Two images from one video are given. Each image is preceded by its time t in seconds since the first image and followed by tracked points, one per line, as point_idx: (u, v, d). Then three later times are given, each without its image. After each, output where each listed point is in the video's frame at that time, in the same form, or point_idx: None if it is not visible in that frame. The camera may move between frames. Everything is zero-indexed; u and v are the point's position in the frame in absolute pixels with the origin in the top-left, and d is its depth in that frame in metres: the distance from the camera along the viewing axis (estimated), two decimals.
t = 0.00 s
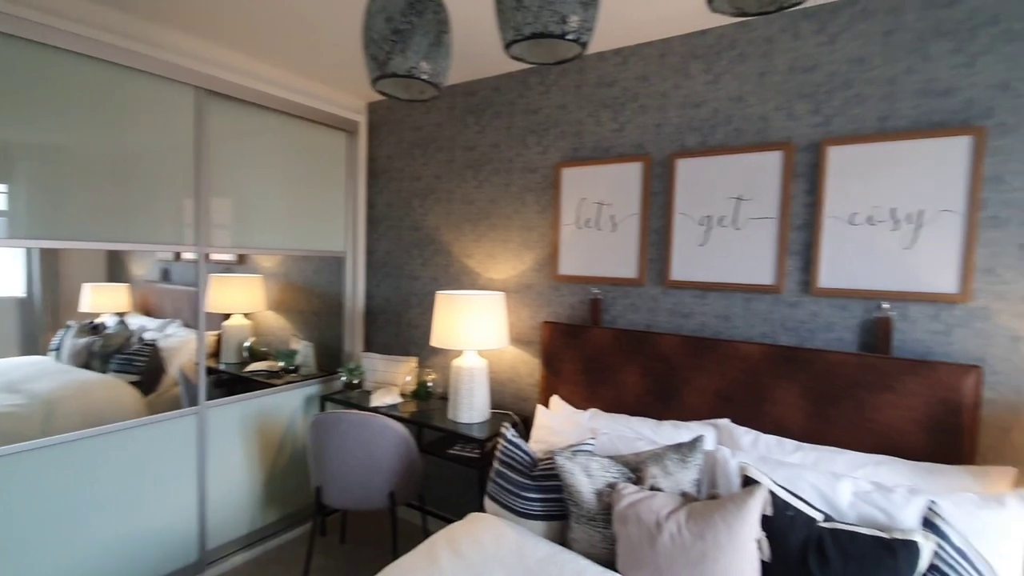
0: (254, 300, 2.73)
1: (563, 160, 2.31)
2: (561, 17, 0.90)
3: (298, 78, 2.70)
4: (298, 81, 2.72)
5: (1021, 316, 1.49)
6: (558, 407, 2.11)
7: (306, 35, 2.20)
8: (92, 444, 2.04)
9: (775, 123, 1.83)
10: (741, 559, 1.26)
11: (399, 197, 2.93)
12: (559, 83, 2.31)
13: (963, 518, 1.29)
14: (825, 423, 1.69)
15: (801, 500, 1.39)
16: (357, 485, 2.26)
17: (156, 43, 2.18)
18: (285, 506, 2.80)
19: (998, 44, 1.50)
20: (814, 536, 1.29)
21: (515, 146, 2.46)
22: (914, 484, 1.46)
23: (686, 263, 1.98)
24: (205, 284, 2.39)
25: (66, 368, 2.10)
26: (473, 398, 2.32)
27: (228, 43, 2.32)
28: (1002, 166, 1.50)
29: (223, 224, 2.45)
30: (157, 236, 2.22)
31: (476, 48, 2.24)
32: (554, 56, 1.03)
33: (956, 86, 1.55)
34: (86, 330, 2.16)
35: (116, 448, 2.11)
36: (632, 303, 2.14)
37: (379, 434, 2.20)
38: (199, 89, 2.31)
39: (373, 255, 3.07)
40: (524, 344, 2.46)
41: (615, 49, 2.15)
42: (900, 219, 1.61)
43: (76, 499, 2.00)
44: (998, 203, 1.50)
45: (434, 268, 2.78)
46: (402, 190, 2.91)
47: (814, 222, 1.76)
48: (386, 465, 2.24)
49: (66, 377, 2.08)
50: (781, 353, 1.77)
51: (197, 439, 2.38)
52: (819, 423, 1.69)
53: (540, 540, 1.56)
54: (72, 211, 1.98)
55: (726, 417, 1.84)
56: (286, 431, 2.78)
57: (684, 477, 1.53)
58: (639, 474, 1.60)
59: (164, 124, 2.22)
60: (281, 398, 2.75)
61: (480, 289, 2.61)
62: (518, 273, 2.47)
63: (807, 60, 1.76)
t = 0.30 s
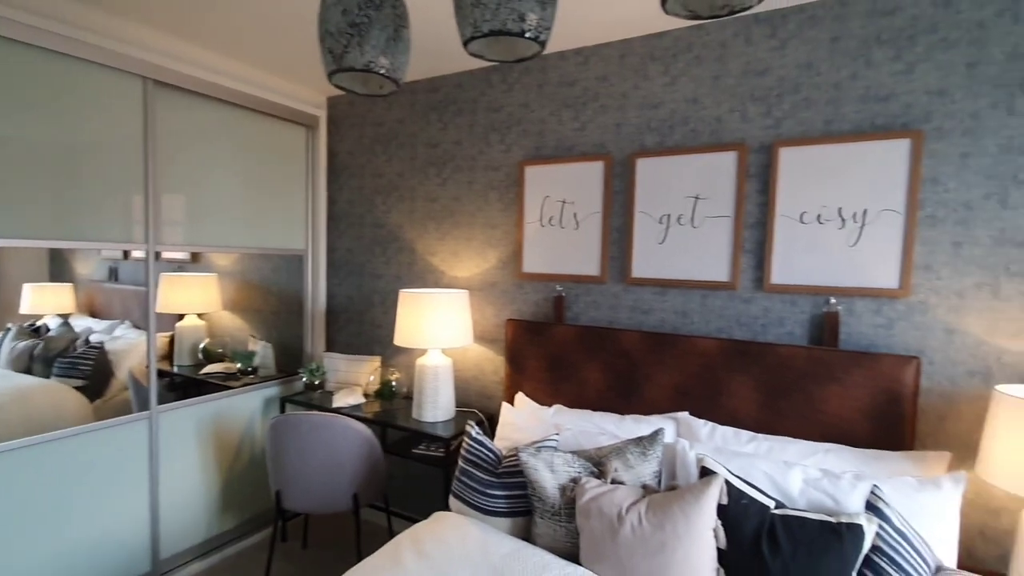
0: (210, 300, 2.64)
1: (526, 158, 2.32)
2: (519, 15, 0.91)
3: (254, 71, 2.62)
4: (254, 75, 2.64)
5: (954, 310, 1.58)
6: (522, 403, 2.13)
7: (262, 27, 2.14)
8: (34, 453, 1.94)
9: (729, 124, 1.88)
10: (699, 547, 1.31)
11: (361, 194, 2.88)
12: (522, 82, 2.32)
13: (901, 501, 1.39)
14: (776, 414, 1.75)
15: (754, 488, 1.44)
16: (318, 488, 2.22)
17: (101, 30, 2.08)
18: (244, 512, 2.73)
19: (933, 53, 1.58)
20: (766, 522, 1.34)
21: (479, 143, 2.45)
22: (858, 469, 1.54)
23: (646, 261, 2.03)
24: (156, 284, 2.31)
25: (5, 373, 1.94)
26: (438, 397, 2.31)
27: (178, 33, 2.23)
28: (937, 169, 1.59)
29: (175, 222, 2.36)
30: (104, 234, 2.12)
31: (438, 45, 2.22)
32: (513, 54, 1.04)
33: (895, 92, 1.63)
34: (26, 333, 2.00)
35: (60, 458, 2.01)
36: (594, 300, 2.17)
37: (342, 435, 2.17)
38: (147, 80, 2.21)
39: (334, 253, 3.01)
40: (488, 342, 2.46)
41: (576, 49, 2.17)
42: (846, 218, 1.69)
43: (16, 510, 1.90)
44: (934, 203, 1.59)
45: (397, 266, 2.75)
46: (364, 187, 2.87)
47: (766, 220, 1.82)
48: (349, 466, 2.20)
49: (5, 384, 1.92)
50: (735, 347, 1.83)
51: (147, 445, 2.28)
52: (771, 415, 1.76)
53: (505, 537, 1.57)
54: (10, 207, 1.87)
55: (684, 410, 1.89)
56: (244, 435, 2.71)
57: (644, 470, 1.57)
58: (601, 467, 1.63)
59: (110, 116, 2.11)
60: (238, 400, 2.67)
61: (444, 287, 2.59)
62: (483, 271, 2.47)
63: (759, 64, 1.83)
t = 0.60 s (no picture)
0: (180, 302, 2.57)
1: (503, 156, 2.33)
2: (493, 13, 0.91)
3: (225, 67, 2.56)
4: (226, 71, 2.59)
5: (917, 304, 1.64)
6: (502, 401, 2.13)
7: (232, 23, 2.09)
8: None
9: (702, 124, 1.91)
10: (675, 540, 1.33)
11: (336, 193, 2.85)
12: (498, 80, 2.32)
13: (868, 490, 1.43)
14: (750, 408, 1.79)
15: (728, 481, 1.47)
16: (295, 491, 2.19)
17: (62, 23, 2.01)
18: (220, 517, 2.68)
19: (895, 55, 1.63)
20: (740, 514, 1.36)
21: (455, 142, 2.45)
22: (827, 460, 1.58)
23: (622, 259, 2.05)
24: (122, 287, 2.24)
25: None
26: (417, 397, 2.30)
27: (144, 28, 2.17)
28: (900, 168, 1.64)
29: (143, 221, 2.30)
30: (68, 234, 2.05)
31: (414, 42, 2.20)
32: (488, 53, 1.03)
33: (860, 93, 1.68)
34: None
35: (25, 467, 1.94)
36: (571, 298, 2.19)
37: (319, 437, 2.14)
38: (111, 75, 2.15)
39: (310, 253, 2.97)
40: (467, 341, 2.46)
41: (552, 47, 2.18)
42: (815, 215, 1.73)
43: None
44: (898, 201, 1.65)
45: (374, 265, 2.72)
46: (340, 186, 2.83)
47: (738, 219, 1.86)
48: (327, 468, 2.18)
49: None
50: (710, 343, 1.86)
51: (116, 451, 2.22)
52: (744, 409, 1.79)
53: (484, 536, 1.57)
54: None
55: (660, 405, 1.92)
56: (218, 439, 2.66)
57: (621, 465, 1.59)
58: (579, 464, 1.64)
59: (74, 112, 2.05)
60: (212, 404, 2.62)
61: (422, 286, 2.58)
62: (461, 270, 2.47)
63: (731, 65, 1.86)
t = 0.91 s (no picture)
0: (141, 300, 2.52)
1: (474, 152, 2.32)
2: (461, 8, 0.91)
3: (188, 59, 2.47)
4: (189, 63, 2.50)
5: (875, 297, 1.70)
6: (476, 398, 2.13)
7: (193, 13, 2.03)
8: None
9: (670, 122, 1.94)
10: (647, 531, 1.36)
11: (305, 189, 2.79)
12: (469, 76, 2.31)
13: (829, 477, 1.49)
14: (717, 399, 1.84)
15: (697, 472, 1.51)
16: (266, 493, 2.15)
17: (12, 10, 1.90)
18: (186, 522, 2.62)
19: (853, 57, 1.69)
20: (709, 505, 1.40)
21: (426, 137, 2.43)
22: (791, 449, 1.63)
23: (594, 255, 2.07)
24: (82, 283, 2.16)
25: None
26: (390, 395, 2.28)
27: (100, 18, 2.08)
28: (858, 166, 1.70)
29: (100, 219, 2.21)
30: (20, 232, 1.96)
31: (383, 36, 2.18)
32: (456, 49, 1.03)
33: (820, 93, 1.73)
34: None
35: None
36: (544, 294, 2.20)
37: (290, 437, 2.10)
38: (65, 66, 2.05)
39: (278, 250, 2.91)
40: (440, 337, 2.45)
41: (522, 44, 2.18)
42: (779, 212, 1.78)
43: None
44: (856, 198, 1.70)
45: (345, 262, 2.69)
46: (308, 181, 2.78)
47: (705, 215, 1.90)
48: (298, 469, 2.14)
49: None
50: (678, 337, 1.90)
51: (75, 457, 2.14)
52: (712, 400, 1.84)
53: (460, 534, 1.57)
54: None
55: (631, 399, 1.95)
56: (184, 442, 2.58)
57: (595, 459, 1.61)
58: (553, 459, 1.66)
59: (25, 104, 1.95)
60: (177, 406, 2.55)
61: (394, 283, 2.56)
62: (433, 267, 2.45)
63: (697, 65, 1.89)
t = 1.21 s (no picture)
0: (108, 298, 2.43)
1: (452, 149, 2.31)
2: (439, 8, 0.90)
3: (157, 50, 2.41)
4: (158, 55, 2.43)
5: (842, 294, 1.75)
6: (454, 395, 2.13)
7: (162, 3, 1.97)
8: None
9: (646, 121, 1.97)
10: (622, 525, 1.38)
11: (280, 184, 2.75)
12: (447, 72, 2.30)
13: (797, 470, 1.54)
14: (691, 395, 1.87)
15: (671, 466, 1.54)
16: (240, 494, 2.12)
17: None
18: (158, 523, 2.56)
19: (823, 59, 1.73)
20: (681, 498, 1.43)
21: (404, 133, 2.41)
22: (761, 442, 1.68)
23: (571, 252, 2.09)
24: (43, 282, 2.09)
25: None
26: (367, 393, 2.27)
27: (65, 7, 2.01)
28: (827, 167, 1.74)
29: (65, 213, 2.14)
30: None
31: (360, 30, 2.15)
32: (435, 47, 1.03)
33: (792, 95, 1.77)
34: None
35: None
36: (521, 291, 2.21)
37: (266, 437, 2.08)
38: (29, 56, 1.98)
39: (251, 246, 2.85)
40: (419, 335, 2.44)
41: (501, 41, 2.18)
42: (750, 211, 1.82)
43: None
44: (825, 198, 1.75)
45: (321, 259, 2.65)
46: (283, 177, 2.73)
47: (680, 214, 1.93)
48: (274, 469, 2.12)
49: None
50: (654, 334, 1.93)
51: (41, 459, 2.08)
52: (687, 395, 1.88)
53: (437, 530, 1.57)
54: None
55: (608, 395, 1.98)
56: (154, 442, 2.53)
57: (571, 454, 1.63)
58: (530, 455, 1.67)
59: None
60: (147, 406, 2.49)
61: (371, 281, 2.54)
62: (412, 264, 2.44)
63: (673, 65, 1.92)
